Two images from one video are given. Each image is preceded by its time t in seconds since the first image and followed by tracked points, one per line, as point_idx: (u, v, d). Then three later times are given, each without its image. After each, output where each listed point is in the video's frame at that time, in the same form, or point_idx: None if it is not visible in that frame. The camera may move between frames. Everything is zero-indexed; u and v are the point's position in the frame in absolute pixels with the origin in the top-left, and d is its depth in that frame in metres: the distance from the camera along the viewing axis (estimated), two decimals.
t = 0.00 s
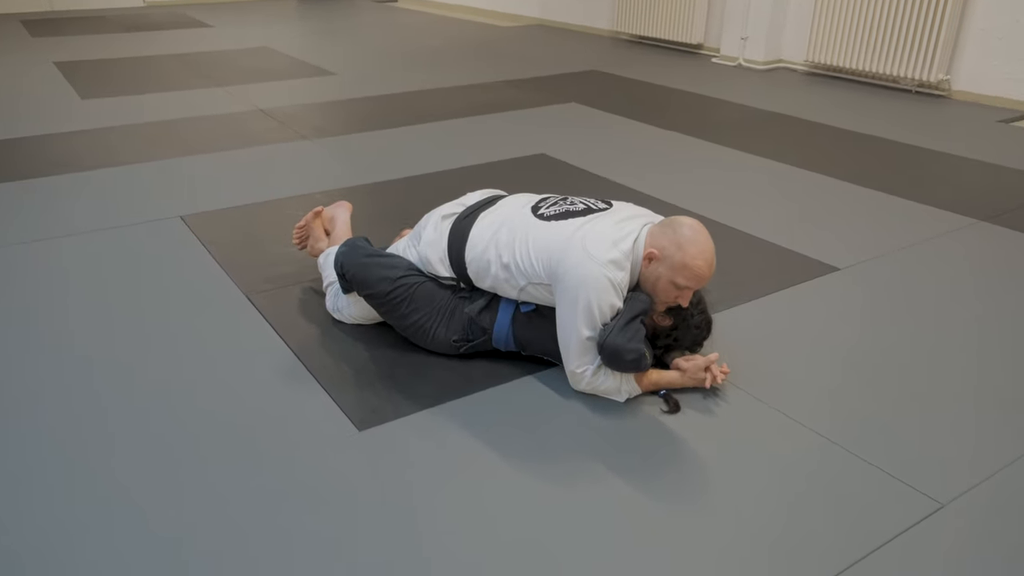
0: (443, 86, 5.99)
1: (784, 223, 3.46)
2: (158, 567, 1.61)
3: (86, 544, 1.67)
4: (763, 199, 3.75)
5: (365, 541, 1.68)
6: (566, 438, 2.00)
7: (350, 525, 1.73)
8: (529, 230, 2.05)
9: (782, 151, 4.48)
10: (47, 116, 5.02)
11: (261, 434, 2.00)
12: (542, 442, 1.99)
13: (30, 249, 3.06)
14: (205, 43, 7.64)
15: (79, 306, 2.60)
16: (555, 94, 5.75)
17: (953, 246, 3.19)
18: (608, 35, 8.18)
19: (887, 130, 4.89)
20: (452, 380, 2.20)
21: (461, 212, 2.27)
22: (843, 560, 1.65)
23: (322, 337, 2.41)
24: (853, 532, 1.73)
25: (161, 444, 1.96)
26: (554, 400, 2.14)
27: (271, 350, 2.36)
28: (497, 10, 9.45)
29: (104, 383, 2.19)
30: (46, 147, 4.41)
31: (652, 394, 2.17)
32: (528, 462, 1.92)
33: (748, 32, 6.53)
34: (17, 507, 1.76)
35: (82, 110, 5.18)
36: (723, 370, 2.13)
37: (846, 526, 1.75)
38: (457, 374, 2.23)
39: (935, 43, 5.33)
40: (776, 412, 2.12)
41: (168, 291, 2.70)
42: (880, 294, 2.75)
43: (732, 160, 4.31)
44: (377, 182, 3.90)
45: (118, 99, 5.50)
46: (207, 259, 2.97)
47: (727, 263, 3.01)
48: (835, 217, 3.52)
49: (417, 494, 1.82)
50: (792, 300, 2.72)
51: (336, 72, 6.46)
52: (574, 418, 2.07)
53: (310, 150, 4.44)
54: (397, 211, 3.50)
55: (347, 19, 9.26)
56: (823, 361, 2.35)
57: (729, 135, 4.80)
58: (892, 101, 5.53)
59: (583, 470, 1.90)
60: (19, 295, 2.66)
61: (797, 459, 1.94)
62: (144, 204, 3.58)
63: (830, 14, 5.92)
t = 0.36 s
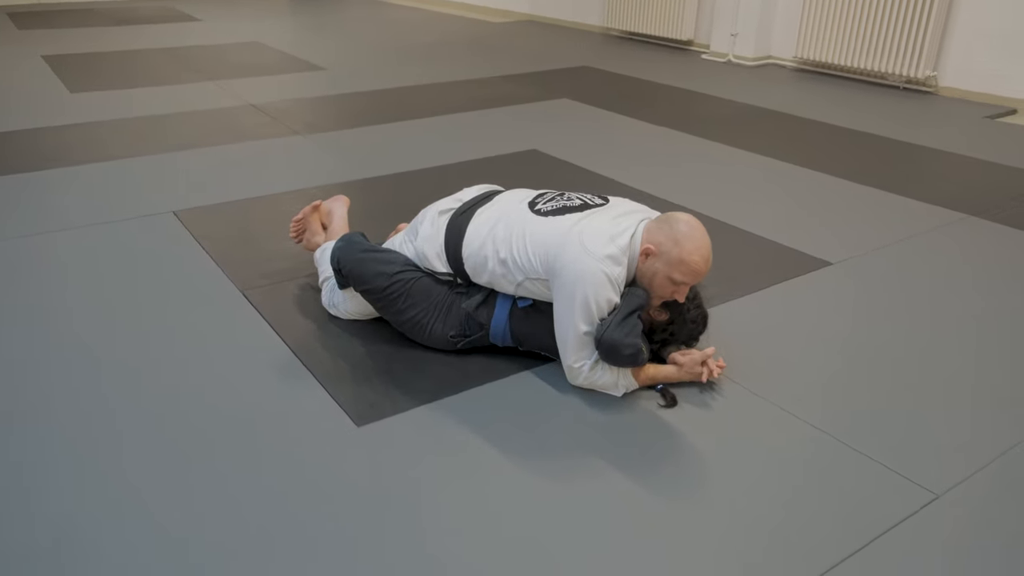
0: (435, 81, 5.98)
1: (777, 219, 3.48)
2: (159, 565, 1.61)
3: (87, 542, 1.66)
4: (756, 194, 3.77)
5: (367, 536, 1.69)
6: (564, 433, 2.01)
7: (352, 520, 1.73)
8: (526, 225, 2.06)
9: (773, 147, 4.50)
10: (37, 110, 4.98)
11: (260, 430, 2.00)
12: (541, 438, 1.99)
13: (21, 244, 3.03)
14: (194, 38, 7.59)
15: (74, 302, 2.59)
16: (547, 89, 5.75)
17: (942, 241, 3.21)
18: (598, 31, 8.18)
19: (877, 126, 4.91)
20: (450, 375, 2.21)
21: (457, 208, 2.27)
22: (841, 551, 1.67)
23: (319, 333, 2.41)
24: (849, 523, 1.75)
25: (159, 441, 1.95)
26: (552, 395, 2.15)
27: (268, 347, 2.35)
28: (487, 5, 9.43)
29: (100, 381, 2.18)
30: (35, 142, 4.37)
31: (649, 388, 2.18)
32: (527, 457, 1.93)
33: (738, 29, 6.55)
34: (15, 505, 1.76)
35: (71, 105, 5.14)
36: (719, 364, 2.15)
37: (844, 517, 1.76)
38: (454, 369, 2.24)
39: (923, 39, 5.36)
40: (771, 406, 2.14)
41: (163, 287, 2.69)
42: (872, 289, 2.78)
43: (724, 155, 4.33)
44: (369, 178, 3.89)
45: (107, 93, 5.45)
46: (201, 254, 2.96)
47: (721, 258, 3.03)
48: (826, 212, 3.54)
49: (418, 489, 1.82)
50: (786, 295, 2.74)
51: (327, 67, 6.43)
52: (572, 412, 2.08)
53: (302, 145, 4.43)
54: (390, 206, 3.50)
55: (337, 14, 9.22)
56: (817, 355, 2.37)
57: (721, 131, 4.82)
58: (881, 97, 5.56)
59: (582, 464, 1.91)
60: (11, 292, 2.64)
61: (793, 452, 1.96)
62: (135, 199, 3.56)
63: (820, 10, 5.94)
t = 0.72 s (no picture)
0: (422, 83, 5.97)
1: (766, 218, 3.51)
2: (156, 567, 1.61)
3: (86, 544, 1.66)
4: (745, 193, 3.80)
5: (365, 537, 1.69)
6: (561, 433, 2.02)
7: (349, 521, 1.73)
8: (522, 226, 2.06)
9: (761, 147, 4.52)
10: (22, 113, 4.94)
11: (256, 431, 2.00)
12: (538, 437, 2.00)
13: (10, 248, 3.01)
14: (180, 40, 7.56)
15: (66, 304, 2.58)
16: (535, 90, 5.76)
17: (929, 240, 3.24)
18: (584, 32, 8.20)
19: (862, 126, 4.95)
20: (446, 376, 2.21)
21: (453, 209, 2.28)
22: (837, 548, 1.69)
23: (314, 335, 2.41)
24: (845, 520, 1.76)
25: (155, 443, 1.95)
26: (548, 394, 2.16)
27: (263, 348, 2.35)
28: (472, 6, 9.43)
29: (94, 385, 2.17)
30: (21, 145, 4.34)
31: (644, 388, 2.20)
32: (525, 456, 1.94)
33: (724, 29, 6.59)
34: (9, 508, 1.75)
35: (57, 107, 5.11)
36: (714, 363, 2.17)
37: (840, 515, 1.78)
38: (451, 370, 2.24)
39: (907, 39, 5.41)
40: (765, 404, 2.15)
41: (155, 289, 2.68)
42: (861, 288, 2.80)
43: (713, 155, 4.35)
44: (359, 179, 3.88)
45: (93, 95, 5.41)
46: (193, 257, 2.95)
47: (712, 258, 3.05)
48: (815, 212, 3.57)
49: (415, 488, 1.82)
50: (777, 293, 2.76)
51: (314, 69, 6.41)
52: (569, 412, 2.09)
53: (291, 147, 4.41)
54: (382, 208, 3.49)
55: (323, 15, 9.21)
56: (810, 353, 2.39)
57: (709, 131, 4.84)
58: (866, 97, 5.60)
59: (580, 463, 1.91)
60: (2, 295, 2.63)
61: (788, 449, 1.98)
62: (124, 202, 3.53)
63: (805, 11, 5.98)
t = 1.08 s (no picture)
0: (417, 86, 5.98)
1: (761, 219, 3.53)
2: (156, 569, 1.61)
3: (87, 545, 1.66)
4: (740, 194, 3.81)
5: (365, 538, 1.69)
6: (560, 433, 2.02)
7: (346, 522, 1.73)
8: (520, 227, 2.07)
9: (755, 149, 4.54)
10: (16, 118, 4.93)
11: (255, 433, 2.00)
12: (537, 437, 2.01)
13: (6, 252, 3.00)
14: (175, 43, 7.56)
15: (63, 307, 2.58)
16: (530, 93, 5.78)
17: (923, 240, 3.26)
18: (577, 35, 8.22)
19: (856, 127, 4.98)
20: (445, 377, 2.22)
21: (451, 211, 2.29)
22: (834, 548, 1.69)
23: (313, 337, 2.42)
24: (843, 520, 1.77)
25: (155, 444, 1.95)
26: (547, 395, 2.16)
27: (262, 350, 2.36)
28: (466, 9, 9.44)
29: (94, 387, 2.17)
30: (16, 149, 4.33)
31: (643, 388, 2.20)
32: (524, 456, 1.94)
33: (717, 32, 6.62)
34: (9, 510, 1.75)
35: (52, 111, 5.10)
36: (711, 363, 2.17)
37: (837, 514, 1.79)
38: (449, 371, 2.25)
39: (899, 41, 5.44)
40: (763, 404, 2.16)
41: (153, 292, 2.69)
42: (857, 288, 2.81)
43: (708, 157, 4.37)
44: (355, 182, 3.88)
45: (87, 99, 5.40)
46: (190, 260, 2.95)
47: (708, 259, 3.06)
48: (809, 212, 3.59)
49: (414, 489, 1.83)
50: (774, 293, 2.78)
51: (309, 72, 6.41)
52: (568, 412, 2.10)
53: (287, 150, 4.41)
54: (379, 210, 3.50)
55: (318, 19, 9.21)
56: (807, 353, 2.41)
57: (704, 133, 4.86)
58: (859, 99, 5.63)
59: (579, 463, 1.92)
60: None
61: (785, 449, 1.99)
62: (120, 206, 3.53)
63: (798, 13, 6.01)
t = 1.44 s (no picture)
0: (415, 87, 5.99)
1: (759, 219, 3.54)
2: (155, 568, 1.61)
3: (86, 544, 1.66)
4: (738, 196, 3.82)
5: (364, 538, 1.69)
6: (560, 433, 2.03)
7: (345, 523, 1.73)
8: (520, 227, 2.08)
9: (753, 150, 4.56)
10: (14, 119, 4.93)
11: (254, 433, 2.00)
12: (536, 437, 2.01)
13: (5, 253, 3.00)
14: (173, 45, 7.57)
15: (63, 308, 2.58)
16: (528, 94, 5.79)
17: (920, 241, 3.27)
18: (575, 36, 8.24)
19: (853, 129, 4.99)
20: (445, 377, 2.23)
21: (451, 212, 2.29)
22: (831, 548, 1.69)
23: (313, 337, 2.42)
24: (841, 520, 1.77)
25: (155, 445, 1.95)
26: (547, 395, 2.17)
27: (262, 351, 2.36)
28: (463, 11, 9.45)
29: (93, 388, 2.17)
30: (15, 150, 4.33)
31: (642, 389, 2.21)
32: (524, 456, 1.95)
33: (714, 33, 6.63)
34: (9, 510, 1.75)
35: (50, 113, 5.10)
36: (711, 363, 2.17)
37: (834, 514, 1.79)
38: (450, 371, 2.25)
39: (896, 43, 5.46)
40: (762, 404, 2.17)
41: (153, 292, 2.69)
42: (854, 289, 2.82)
43: (706, 158, 4.38)
44: (353, 183, 3.88)
45: (85, 101, 5.40)
46: (190, 261, 2.95)
47: (707, 259, 3.07)
48: (806, 213, 3.60)
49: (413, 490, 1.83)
50: (772, 294, 2.78)
51: (307, 74, 6.42)
52: (568, 412, 2.10)
53: (285, 152, 4.41)
54: (378, 211, 3.50)
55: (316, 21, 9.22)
56: (805, 353, 2.41)
57: (701, 134, 4.87)
58: (856, 100, 5.65)
59: (578, 463, 1.92)
60: None
61: (784, 449, 1.99)
62: (118, 207, 3.53)
63: (795, 15, 6.03)
